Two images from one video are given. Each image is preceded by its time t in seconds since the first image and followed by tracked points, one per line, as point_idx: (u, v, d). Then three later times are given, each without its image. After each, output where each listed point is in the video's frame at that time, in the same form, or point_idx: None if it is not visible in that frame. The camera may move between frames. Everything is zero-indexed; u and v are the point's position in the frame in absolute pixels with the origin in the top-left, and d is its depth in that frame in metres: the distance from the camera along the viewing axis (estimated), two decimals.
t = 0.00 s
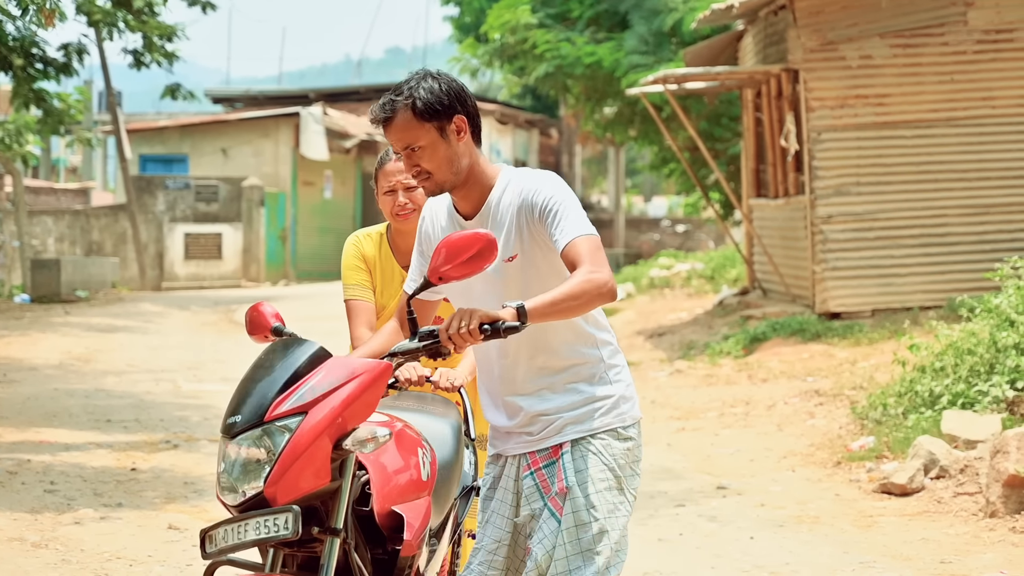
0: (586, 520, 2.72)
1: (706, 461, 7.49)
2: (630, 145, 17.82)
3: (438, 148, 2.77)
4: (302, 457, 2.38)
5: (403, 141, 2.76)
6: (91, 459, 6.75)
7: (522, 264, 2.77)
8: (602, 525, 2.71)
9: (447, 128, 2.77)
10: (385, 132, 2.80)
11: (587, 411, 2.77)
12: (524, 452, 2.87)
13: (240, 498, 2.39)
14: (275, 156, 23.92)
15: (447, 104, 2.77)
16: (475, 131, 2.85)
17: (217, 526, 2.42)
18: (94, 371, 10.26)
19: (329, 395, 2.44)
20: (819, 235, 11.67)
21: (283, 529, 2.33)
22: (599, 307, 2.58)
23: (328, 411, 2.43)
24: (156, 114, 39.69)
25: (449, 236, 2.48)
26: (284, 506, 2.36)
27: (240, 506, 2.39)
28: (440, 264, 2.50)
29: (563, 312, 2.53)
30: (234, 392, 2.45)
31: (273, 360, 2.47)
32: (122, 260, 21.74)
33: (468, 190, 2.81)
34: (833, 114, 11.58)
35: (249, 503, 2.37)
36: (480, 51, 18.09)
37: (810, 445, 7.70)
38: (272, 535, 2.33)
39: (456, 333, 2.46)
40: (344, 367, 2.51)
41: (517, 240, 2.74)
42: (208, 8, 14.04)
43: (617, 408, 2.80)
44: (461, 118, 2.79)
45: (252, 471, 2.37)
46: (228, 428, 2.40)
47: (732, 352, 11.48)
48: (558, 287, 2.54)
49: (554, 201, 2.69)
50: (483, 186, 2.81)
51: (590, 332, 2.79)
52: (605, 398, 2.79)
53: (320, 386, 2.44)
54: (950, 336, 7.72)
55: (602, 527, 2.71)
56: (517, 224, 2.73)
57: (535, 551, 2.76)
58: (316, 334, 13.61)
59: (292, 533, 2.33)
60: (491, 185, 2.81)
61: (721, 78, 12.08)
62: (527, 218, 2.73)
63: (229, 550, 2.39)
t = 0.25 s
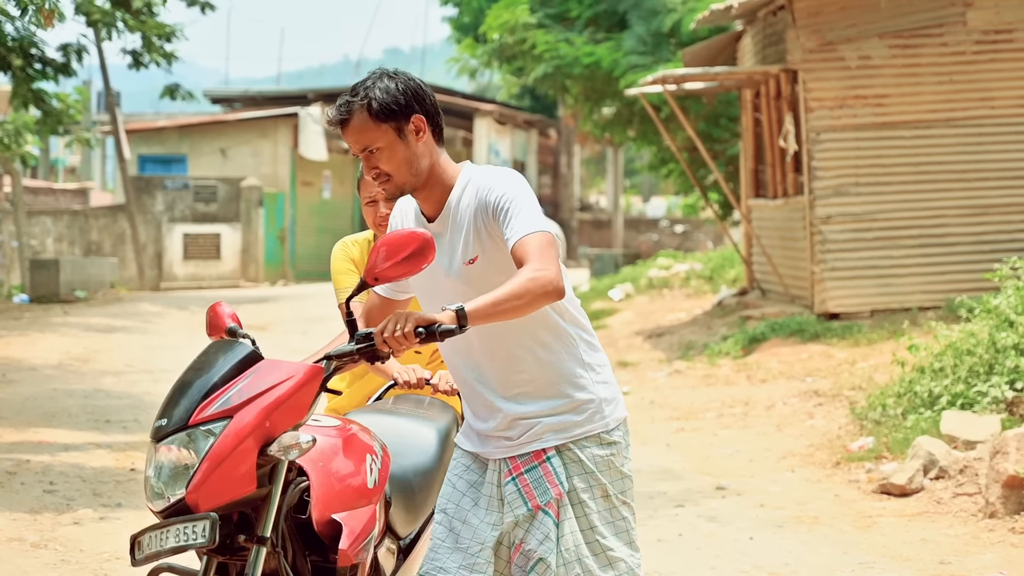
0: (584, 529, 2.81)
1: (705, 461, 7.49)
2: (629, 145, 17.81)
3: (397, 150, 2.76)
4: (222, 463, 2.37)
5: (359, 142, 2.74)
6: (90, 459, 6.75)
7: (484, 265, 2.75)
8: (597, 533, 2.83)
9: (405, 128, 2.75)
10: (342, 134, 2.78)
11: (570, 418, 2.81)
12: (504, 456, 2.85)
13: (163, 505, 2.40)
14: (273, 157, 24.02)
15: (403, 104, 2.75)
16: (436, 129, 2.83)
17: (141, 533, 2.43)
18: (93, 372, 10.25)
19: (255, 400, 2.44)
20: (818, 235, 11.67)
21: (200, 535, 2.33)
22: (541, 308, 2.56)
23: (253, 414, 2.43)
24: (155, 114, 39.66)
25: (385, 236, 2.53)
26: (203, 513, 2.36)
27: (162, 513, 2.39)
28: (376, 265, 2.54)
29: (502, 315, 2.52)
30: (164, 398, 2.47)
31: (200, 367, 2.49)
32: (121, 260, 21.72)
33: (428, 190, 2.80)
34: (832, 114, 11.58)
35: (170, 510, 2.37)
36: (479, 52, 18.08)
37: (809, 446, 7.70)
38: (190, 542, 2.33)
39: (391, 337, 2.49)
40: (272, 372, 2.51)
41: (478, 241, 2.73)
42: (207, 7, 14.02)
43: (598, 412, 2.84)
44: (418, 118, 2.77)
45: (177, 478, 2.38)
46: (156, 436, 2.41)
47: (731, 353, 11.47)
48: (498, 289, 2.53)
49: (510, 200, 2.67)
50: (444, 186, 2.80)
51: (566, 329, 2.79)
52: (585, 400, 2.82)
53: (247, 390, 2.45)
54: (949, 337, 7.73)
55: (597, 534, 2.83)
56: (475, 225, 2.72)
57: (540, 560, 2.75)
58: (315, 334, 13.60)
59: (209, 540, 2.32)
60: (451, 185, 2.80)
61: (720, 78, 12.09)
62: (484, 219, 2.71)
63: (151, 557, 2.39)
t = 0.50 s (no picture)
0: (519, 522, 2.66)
1: (705, 461, 7.49)
2: (629, 144, 17.78)
3: (349, 157, 2.75)
4: (139, 474, 2.37)
5: (313, 150, 2.76)
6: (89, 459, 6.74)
7: (443, 274, 2.74)
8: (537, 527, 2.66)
9: (358, 135, 2.74)
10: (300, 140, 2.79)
11: (522, 418, 2.77)
12: (455, 460, 2.83)
13: (79, 513, 2.39)
14: (272, 156, 24.00)
15: (355, 111, 2.74)
16: (394, 135, 2.81)
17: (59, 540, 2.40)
18: (93, 371, 10.24)
19: (177, 408, 2.44)
20: (818, 234, 11.65)
21: (113, 550, 2.34)
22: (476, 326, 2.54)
23: (173, 423, 2.42)
24: (154, 114, 39.65)
25: (324, 246, 2.52)
26: (119, 526, 2.36)
27: (78, 522, 2.40)
28: (314, 275, 2.53)
29: (442, 334, 2.52)
30: (85, 402, 2.47)
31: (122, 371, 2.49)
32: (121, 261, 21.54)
33: (385, 196, 2.80)
34: (831, 114, 11.57)
35: (86, 520, 2.38)
36: (478, 51, 18.07)
37: (808, 445, 7.70)
38: (103, 554, 2.34)
39: (327, 350, 2.46)
40: (196, 379, 2.51)
41: (436, 250, 2.73)
42: (206, 7, 14.00)
43: (558, 416, 2.81)
44: (370, 124, 2.75)
45: (94, 486, 2.38)
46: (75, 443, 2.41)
47: (730, 352, 11.46)
48: (439, 303, 2.53)
49: (467, 209, 2.67)
50: (404, 194, 2.79)
51: (526, 339, 2.80)
52: (544, 404, 2.80)
53: (170, 399, 2.45)
54: (949, 336, 7.72)
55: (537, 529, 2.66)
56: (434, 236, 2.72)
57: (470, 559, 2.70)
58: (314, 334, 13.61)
59: (121, 554, 2.34)
60: (414, 193, 2.79)
61: (721, 77, 12.08)
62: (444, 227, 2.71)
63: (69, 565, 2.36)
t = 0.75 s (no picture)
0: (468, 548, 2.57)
1: (705, 460, 7.49)
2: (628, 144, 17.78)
3: (320, 167, 2.68)
4: (101, 487, 2.27)
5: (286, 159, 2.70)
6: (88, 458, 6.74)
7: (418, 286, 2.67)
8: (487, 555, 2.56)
9: (327, 144, 2.67)
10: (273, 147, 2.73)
11: (488, 437, 2.66)
12: (419, 476, 2.74)
13: (35, 522, 2.29)
14: (271, 155, 23.97)
15: (324, 120, 2.66)
16: (366, 142, 2.72)
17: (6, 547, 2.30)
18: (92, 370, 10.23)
19: (144, 421, 2.34)
20: (817, 234, 11.64)
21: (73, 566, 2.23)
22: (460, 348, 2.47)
23: (140, 436, 2.33)
24: (154, 113, 39.65)
25: (304, 266, 2.44)
26: (78, 541, 2.26)
27: (33, 532, 2.29)
28: (290, 295, 2.46)
29: (422, 355, 2.46)
30: (40, 402, 2.36)
31: (84, 375, 2.37)
32: (120, 260, 21.62)
33: (360, 205, 2.73)
34: (831, 113, 11.55)
35: (42, 531, 2.28)
36: (478, 50, 18.06)
37: (808, 444, 7.70)
38: (60, 570, 2.23)
39: (301, 373, 2.40)
40: (165, 391, 2.40)
41: (411, 261, 2.66)
42: (206, 6, 13.99)
43: (527, 434, 2.68)
44: (339, 132, 2.67)
45: (47, 492, 2.28)
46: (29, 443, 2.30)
47: (730, 352, 11.45)
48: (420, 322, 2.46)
49: (443, 221, 2.59)
50: (382, 202, 2.72)
51: (500, 356, 2.68)
52: (513, 423, 2.68)
53: (136, 411, 2.34)
54: (948, 336, 7.73)
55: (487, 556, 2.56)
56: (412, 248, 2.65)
57: None
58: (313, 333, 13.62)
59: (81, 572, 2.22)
60: (392, 202, 2.72)
61: (721, 76, 12.07)
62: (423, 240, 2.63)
63: None
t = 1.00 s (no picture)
0: (468, 544, 2.48)
1: (705, 459, 7.49)
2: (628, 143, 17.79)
3: (288, 163, 2.51)
4: (145, 522, 2.03)
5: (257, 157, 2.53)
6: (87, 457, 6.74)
7: (403, 278, 2.53)
8: (486, 551, 2.49)
9: (291, 139, 2.48)
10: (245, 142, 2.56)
11: (477, 428, 2.57)
12: (399, 467, 2.60)
13: (62, 541, 2.01)
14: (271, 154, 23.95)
15: (285, 114, 2.47)
16: (333, 131, 2.52)
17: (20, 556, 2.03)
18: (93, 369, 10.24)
19: (199, 456, 2.09)
20: (817, 233, 11.65)
21: None
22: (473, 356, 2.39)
23: (194, 473, 2.08)
24: (154, 113, 39.70)
25: (358, 317, 2.20)
26: None
27: (60, 551, 2.02)
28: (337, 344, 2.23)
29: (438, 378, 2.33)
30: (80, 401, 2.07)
31: (137, 387, 2.10)
32: (120, 258, 21.68)
33: (335, 197, 2.57)
34: (831, 112, 11.55)
35: (75, 554, 2.01)
36: (478, 50, 18.08)
37: (809, 443, 7.70)
38: None
39: (340, 423, 2.15)
40: (221, 424, 2.14)
41: (394, 252, 2.51)
42: (206, 4, 13.99)
43: (511, 427, 2.60)
44: (303, 126, 2.48)
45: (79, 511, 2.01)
46: (60, 452, 2.02)
47: (730, 351, 11.46)
48: (431, 342, 2.33)
49: (430, 215, 2.46)
50: (359, 192, 2.56)
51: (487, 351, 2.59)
52: (497, 415, 2.59)
53: (190, 443, 2.08)
54: (949, 335, 7.73)
55: (487, 553, 2.49)
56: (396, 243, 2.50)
57: None
58: (313, 332, 13.64)
59: None
60: (368, 191, 2.56)
61: (721, 75, 12.07)
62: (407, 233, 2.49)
63: None
